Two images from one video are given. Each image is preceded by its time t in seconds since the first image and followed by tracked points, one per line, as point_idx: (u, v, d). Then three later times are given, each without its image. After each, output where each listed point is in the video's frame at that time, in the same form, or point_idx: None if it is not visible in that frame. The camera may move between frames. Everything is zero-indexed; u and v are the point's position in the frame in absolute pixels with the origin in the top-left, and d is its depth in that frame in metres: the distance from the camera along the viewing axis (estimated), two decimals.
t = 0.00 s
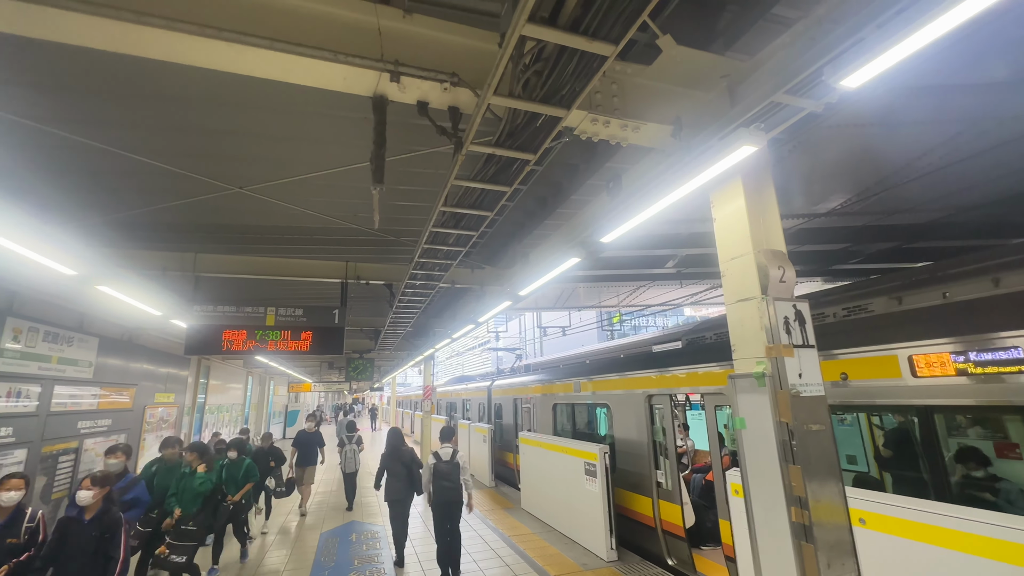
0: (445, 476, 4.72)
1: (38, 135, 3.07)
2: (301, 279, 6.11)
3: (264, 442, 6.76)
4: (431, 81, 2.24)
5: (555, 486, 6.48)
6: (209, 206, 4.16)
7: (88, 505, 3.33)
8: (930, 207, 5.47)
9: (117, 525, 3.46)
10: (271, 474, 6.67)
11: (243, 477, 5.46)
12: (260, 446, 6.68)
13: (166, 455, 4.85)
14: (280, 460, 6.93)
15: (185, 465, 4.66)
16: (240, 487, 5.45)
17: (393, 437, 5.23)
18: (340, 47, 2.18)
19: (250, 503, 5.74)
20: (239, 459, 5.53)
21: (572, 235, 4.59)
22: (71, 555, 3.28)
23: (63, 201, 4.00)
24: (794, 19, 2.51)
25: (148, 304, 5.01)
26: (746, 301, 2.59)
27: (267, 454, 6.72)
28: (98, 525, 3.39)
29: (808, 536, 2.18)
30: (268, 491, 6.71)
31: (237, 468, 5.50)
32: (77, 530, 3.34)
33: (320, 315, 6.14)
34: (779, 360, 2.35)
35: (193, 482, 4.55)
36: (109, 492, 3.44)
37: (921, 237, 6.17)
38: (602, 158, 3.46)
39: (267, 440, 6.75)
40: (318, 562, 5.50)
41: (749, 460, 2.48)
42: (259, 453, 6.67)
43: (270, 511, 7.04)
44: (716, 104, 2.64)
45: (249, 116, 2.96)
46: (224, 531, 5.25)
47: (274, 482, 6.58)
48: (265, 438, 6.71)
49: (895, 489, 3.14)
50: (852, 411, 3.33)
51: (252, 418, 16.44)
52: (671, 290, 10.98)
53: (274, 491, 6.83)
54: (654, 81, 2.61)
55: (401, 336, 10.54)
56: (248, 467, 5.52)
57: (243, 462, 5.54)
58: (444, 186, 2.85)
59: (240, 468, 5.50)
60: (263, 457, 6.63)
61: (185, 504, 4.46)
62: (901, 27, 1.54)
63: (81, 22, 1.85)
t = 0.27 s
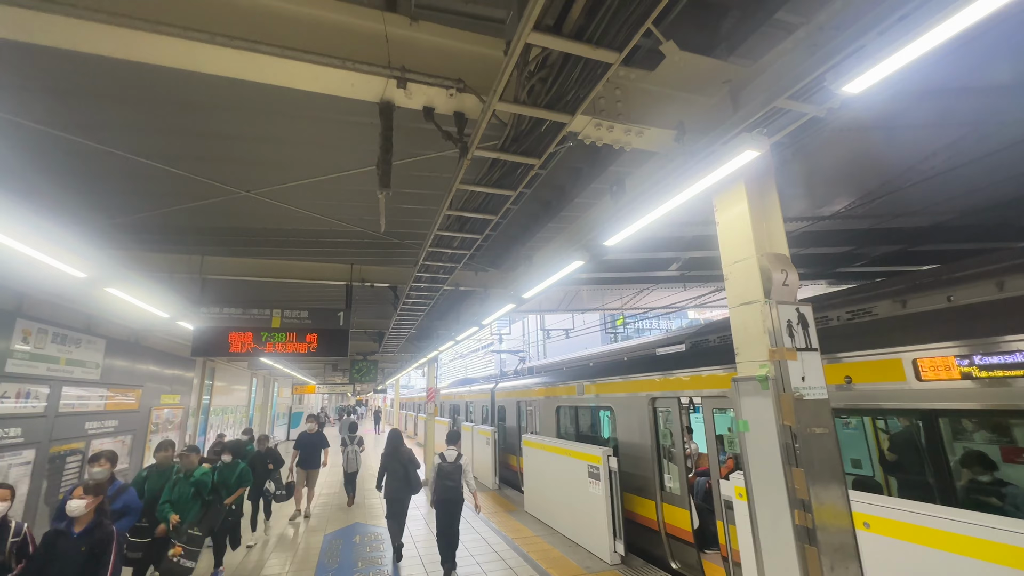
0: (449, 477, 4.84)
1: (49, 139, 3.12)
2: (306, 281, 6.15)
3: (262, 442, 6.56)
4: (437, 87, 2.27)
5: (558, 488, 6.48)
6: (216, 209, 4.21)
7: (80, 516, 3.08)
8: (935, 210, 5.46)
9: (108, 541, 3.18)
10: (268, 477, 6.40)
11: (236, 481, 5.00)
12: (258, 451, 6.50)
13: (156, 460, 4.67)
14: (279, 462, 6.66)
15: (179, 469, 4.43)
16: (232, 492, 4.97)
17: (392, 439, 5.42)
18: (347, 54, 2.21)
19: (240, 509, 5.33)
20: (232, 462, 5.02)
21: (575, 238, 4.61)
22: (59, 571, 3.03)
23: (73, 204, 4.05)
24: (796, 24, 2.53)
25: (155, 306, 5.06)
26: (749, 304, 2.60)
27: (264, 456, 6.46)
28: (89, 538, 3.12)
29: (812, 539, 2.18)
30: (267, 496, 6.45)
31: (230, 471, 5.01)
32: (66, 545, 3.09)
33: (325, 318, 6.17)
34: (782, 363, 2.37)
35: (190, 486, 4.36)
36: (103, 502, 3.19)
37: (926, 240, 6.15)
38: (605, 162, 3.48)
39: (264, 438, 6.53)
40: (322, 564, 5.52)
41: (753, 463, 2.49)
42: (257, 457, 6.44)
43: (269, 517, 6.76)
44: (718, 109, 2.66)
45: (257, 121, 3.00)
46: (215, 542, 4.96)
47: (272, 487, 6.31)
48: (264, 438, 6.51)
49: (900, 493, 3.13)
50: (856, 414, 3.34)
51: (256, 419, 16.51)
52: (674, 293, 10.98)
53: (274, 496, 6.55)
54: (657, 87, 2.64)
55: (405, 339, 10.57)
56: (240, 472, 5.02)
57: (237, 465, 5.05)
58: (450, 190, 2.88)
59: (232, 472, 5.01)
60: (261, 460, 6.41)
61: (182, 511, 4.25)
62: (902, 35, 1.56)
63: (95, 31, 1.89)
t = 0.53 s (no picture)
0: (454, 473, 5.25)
1: (60, 146, 3.18)
2: (311, 284, 6.19)
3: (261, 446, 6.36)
4: (441, 95, 2.31)
5: (561, 492, 6.48)
6: (222, 214, 4.26)
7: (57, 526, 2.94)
8: (940, 214, 5.43)
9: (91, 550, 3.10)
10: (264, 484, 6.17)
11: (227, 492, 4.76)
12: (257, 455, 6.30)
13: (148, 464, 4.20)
14: (276, 469, 6.53)
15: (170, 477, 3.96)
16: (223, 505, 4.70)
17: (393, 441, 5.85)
18: (352, 63, 2.25)
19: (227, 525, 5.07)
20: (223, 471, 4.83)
21: (578, 242, 4.63)
22: None
23: (82, 208, 4.11)
24: (797, 31, 2.55)
25: (162, 309, 5.11)
26: (749, 309, 2.62)
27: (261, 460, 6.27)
28: (68, 550, 3.01)
29: (812, 544, 2.19)
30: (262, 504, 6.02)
31: (221, 481, 4.79)
32: (39, 560, 2.92)
33: (330, 321, 6.20)
34: (782, 368, 2.38)
35: (182, 496, 3.89)
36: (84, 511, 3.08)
37: (931, 243, 6.12)
38: (608, 167, 3.50)
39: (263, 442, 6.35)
40: (326, 566, 5.54)
41: (754, 468, 2.49)
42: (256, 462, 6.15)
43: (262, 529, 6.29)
44: (720, 116, 2.68)
45: (263, 127, 3.04)
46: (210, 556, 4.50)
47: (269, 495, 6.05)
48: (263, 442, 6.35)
49: (905, 499, 3.12)
50: (860, 419, 3.33)
51: (260, 422, 16.58)
52: (678, 296, 10.97)
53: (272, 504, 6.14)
54: (658, 93, 2.66)
55: (408, 342, 10.61)
56: (231, 482, 4.79)
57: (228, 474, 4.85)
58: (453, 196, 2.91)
59: (223, 483, 4.79)
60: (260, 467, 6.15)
61: (173, 524, 3.83)
62: (899, 44, 1.58)
63: (107, 42, 1.93)
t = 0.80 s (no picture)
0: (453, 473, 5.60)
1: (68, 148, 3.21)
2: (315, 286, 6.21)
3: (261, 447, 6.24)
4: (446, 98, 2.32)
5: (565, 494, 6.46)
6: (228, 216, 4.29)
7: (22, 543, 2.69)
8: (946, 216, 5.41)
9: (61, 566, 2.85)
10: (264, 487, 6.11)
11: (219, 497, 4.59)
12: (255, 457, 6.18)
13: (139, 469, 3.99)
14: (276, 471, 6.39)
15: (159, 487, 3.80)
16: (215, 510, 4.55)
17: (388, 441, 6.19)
18: (358, 66, 2.26)
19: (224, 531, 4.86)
20: (214, 475, 4.68)
21: (582, 244, 4.63)
22: None
23: (89, 211, 4.15)
24: (803, 32, 2.54)
25: (167, 310, 5.14)
26: (753, 312, 2.61)
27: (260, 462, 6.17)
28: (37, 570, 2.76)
29: (818, 548, 2.18)
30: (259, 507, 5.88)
31: (212, 487, 4.63)
32: None
33: (334, 322, 6.21)
34: (788, 371, 2.36)
35: (172, 506, 3.76)
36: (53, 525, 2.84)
37: (937, 246, 6.10)
38: (612, 169, 3.50)
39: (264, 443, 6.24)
40: (330, 567, 5.56)
41: (759, 471, 2.49)
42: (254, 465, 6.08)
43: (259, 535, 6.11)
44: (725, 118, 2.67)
45: (269, 130, 3.06)
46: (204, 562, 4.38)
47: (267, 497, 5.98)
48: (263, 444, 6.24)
49: (912, 503, 3.10)
50: (866, 422, 3.32)
51: (264, 423, 16.64)
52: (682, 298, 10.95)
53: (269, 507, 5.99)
54: (663, 96, 2.66)
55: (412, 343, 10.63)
56: (222, 486, 4.62)
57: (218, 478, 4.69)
58: (458, 198, 2.91)
59: (214, 488, 4.63)
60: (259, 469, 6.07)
61: (162, 537, 3.71)
62: (906, 47, 1.58)
63: (115, 47, 1.95)
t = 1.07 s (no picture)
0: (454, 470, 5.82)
1: (76, 152, 3.24)
2: (319, 287, 6.24)
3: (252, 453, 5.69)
4: (452, 102, 2.33)
5: (568, 497, 6.46)
6: (234, 218, 4.32)
7: None
8: (952, 217, 5.38)
9: None
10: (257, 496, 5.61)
11: (208, 502, 4.46)
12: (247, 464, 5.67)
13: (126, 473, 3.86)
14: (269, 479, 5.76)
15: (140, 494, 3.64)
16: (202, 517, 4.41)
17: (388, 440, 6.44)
18: (365, 71, 2.28)
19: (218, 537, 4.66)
20: (202, 479, 4.54)
21: (586, 246, 4.63)
22: None
23: (97, 213, 4.19)
24: (808, 36, 2.54)
25: (173, 312, 5.18)
26: (758, 315, 2.62)
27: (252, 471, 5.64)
28: None
29: (824, 552, 2.17)
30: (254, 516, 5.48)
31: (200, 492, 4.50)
32: None
33: (338, 324, 6.23)
34: (793, 374, 2.36)
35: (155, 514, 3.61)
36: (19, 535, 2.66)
37: (942, 248, 6.07)
38: (616, 171, 3.51)
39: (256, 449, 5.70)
40: (333, 568, 5.57)
41: (763, 474, 2.49)
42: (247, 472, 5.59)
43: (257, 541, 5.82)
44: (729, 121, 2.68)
45: (275, 134, 3.09)
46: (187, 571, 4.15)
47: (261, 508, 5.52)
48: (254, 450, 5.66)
49: (917, 506, 3.07)
50: (871, 425, 3.31)
51: (268, 424, 16.70)
52: (685, 300, 10.94)
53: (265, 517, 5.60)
54: (667, 99, 2.68)
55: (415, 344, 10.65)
56: (212, 490, 4.51)
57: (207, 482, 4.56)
58: (463, 201, 2.93)
59: (203, 492, 4.49)
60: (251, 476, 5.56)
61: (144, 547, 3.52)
62: (911, 51, 1.58)
63: (126, 53, 1.97)
